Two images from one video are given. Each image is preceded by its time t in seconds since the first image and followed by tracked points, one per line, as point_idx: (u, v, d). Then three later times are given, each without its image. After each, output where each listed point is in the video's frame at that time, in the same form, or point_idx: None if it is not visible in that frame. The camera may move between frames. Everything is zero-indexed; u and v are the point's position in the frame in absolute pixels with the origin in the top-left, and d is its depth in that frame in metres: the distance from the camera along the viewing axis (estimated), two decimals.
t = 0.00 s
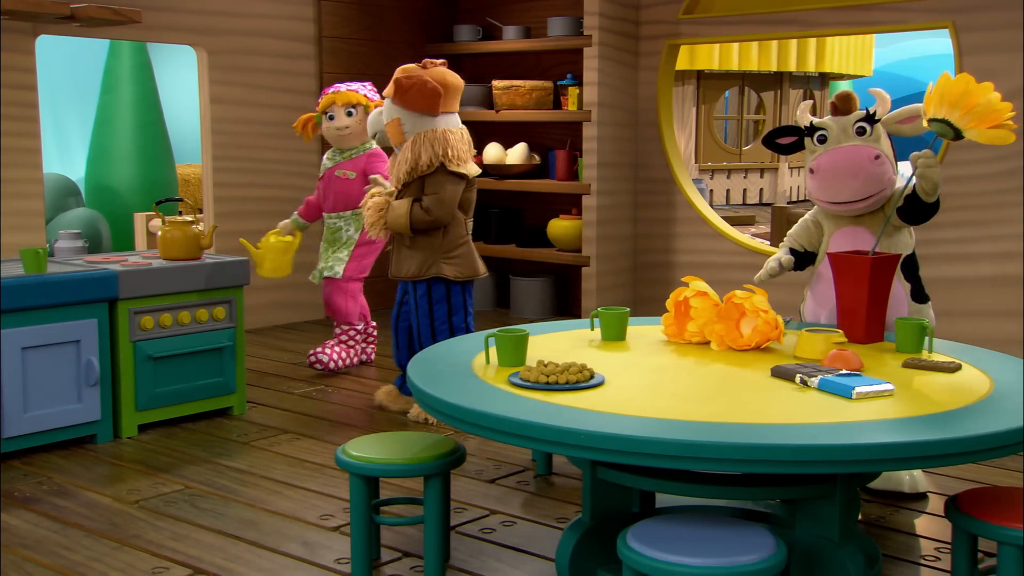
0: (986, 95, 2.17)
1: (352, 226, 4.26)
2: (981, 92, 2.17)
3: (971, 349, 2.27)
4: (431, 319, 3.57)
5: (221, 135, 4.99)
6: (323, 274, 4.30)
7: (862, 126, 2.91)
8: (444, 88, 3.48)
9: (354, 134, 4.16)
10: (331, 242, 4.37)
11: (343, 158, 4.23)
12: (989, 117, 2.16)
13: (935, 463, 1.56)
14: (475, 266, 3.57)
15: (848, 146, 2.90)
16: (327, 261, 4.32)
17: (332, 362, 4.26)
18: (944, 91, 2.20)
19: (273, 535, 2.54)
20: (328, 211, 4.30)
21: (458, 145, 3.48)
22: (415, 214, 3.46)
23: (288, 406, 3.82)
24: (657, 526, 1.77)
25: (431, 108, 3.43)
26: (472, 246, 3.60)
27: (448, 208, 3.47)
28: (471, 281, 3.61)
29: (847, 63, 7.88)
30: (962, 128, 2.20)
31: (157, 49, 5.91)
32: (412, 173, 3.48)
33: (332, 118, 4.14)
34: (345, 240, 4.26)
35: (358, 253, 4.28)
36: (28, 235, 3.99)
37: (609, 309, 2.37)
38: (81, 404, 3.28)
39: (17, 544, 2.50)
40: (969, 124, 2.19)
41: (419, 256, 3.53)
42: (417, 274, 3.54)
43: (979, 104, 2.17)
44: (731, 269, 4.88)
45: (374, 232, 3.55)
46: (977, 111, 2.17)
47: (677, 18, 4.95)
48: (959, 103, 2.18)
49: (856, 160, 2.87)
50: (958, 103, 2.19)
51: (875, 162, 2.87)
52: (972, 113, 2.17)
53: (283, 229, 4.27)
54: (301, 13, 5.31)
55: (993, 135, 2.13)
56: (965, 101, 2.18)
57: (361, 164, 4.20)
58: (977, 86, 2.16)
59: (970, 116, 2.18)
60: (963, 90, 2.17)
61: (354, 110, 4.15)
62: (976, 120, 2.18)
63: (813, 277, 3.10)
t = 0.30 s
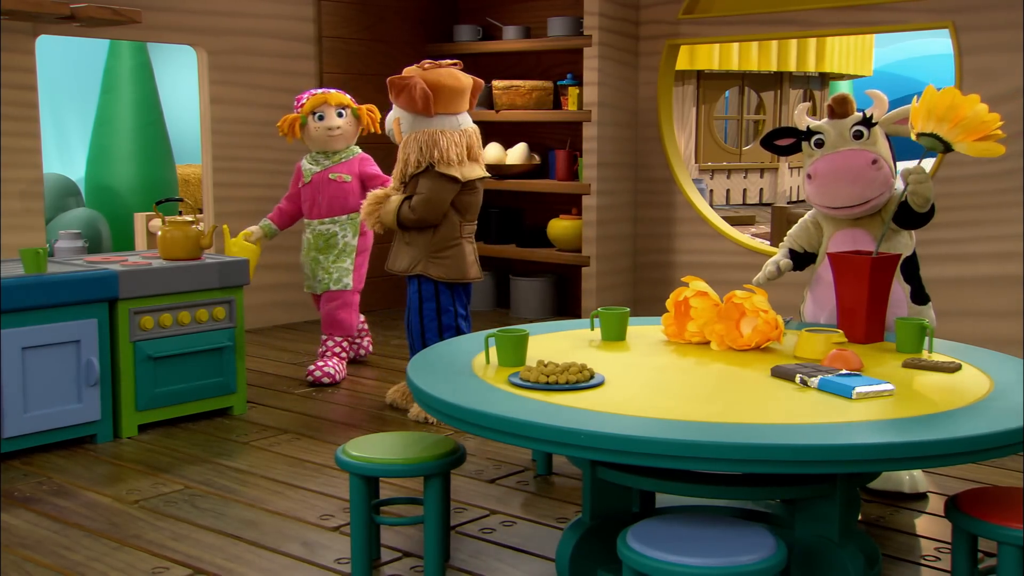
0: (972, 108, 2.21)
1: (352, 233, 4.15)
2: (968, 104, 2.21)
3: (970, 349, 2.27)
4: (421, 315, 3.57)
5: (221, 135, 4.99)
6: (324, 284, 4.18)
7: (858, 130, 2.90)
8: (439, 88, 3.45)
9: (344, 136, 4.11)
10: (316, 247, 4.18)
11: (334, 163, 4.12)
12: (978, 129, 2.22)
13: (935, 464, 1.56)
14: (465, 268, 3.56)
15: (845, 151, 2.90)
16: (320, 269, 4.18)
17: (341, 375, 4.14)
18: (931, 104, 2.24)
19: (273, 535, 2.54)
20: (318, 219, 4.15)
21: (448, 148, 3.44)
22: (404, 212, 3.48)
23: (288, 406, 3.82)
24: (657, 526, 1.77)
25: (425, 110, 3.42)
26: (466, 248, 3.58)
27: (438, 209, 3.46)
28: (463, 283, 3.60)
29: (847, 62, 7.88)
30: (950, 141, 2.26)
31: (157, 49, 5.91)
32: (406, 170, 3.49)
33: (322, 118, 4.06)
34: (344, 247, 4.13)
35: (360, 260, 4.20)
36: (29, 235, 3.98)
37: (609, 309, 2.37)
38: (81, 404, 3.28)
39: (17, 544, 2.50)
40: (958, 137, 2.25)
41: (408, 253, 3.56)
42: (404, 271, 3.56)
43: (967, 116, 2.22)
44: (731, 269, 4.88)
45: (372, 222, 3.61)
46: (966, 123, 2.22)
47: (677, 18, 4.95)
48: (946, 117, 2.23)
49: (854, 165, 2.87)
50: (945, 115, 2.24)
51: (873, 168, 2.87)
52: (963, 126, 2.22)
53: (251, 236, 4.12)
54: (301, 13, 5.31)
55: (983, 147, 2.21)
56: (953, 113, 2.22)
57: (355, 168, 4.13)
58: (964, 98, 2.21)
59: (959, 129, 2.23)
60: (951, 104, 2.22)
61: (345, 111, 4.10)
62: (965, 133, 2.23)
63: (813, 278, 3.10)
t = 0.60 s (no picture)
0: (972, 128, 2.21)
1: (350, 229, 4.08)
2: (968, 124, 2.21)
3: (970, 349, 2.27)
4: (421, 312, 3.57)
5: (221, 135, 4.99)
6: (316, 280, 4.06)
7: (858, 133, 2.91)
8: (442, 90, 3.43)
9: (340, 132, 4.07)
10: (306, 241, 4.05)
11: (331, 157, 4.06)
12: (976, 149, 2.23)
13: (935, 464, 1.56)
14: (465, 268, 3.57)
15: (844, 153, 2.91)
16: (309, 265, 4.05)
17: (342, 376, 4.15)
18: (931, 121, 2.25)
19: (273, 535, 2.54)
20: (315, 214, 4.03)
21: (451, 148, 3.44)
22: (405, 210, 3.49)
23: (288, 406, 3.82)
24: (657, 526, 1.77)
25: (429, 111, 3.43)
26: (466, 248, 3.58)
27: (439, 207, 3.47)
28: (463, 282, 3.60)
29: (846, 63, 7.88)
30: (948, 160, 2.26)
31: (157, 49, 5.91)
32: (408, 169, 3.50)
33: (320, 115, 3.99)
34: (344, 243, 4.06)
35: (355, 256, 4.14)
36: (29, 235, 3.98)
37: (609, 309, 2.37)
38: (81, 404, 3.28)
39: (17, 544, 2.50)
40: (956, 157, 2.25)
41: (408, 252, 3.56)
42: (403, 269, 3.57)
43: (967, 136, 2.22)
44: (731, 269, 4.88)
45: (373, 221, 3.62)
46: (964, 143, 2.23)
47: (677, 18, 4.95)
48: (946, 136, 2.24)
49: (854, 168, 2.87)
50: (944, 135, 2.24)
51: (874, 170, 2.88)
52: (961, 146, 2.23)
53: (257, 239, 3.97)
54: (301, 13, 5.31)
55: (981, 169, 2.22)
56: (953, 133, 2.22)
57: (351, 162, 4.09)
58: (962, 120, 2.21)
59: (957, 150, 2.24)
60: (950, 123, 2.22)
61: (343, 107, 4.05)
62: (962, 153, 2.24)
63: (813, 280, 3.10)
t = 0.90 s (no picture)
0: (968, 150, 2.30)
1: (344, 231, 4.09)
2: (964, 146, 2.30)
3: (970, 349, 2.28)
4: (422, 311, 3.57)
5: (221, 135, 4.99)
6: (311, 284, 4.06)
7: (858, 135, 2.91)
8: (451, 92, 3.46)
9: (332, 130, 4.05)
10: (300, 244, 4.02)
11: (326, 157, 4.04)
12: (968, 171, 2.31)
13: (935, 464, 1.56)
14: (472, 269, 3.57)
15: (844, 156, 2.91)
16: (305, 268, 4.04)
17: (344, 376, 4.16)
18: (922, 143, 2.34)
19: (273, 535, 2.54)
20: (312, 215, 4.01)
21: (461, 149, 3.45)
22: (417, 214, 3.48)
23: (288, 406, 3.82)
24: (656, 526, 1.77)
25: (439, 113, 3.42)
26: (473, 250, 3.60)
27: (450, 209, 3.47)
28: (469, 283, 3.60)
29: (846, 62, 7.87)
30: (942, 179, 2.35)
31: (157, 49, 5.91)
32: (419, 173, 3.47)
33: (316, 110, 3.97)
34: (337, 246, 4.07)
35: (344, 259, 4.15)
36: (28, 234, 3.99)
37: (608, 309, 2.37)
38: (81, 404, 3.28)
39: (17, 544, 2.50)
40: (949, 176, 2.34)
41: (415, 254, 3.56)
42: (409, 273, 3.56)
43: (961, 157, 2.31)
44: (731, 269, 4.88)
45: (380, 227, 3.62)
46: (958, 165, 2.31)
47: (677, 18, 4.95)
48: (937, 157, 2.33)
49: (854, 171, 2.87)
50: (936, 156, 2.34)
51: (875, 172, 2.87)
52: (954, 167, 2.32)
53: (259, 243, 3.93)
54: (301, 13, 5.31)
55: (973, 189, 2.31)
56: (946, 155, 2.32)
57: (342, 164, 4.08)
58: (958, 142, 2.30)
59: (949, 169, 2.33)
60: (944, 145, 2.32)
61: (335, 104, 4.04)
62: (954, 173, 2.33)
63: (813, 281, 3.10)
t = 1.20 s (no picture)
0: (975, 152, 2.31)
1: (343, 230, 4.10)
2: (973, 148, 2.31)
3: (969, 349, 2.28)
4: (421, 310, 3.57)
5: (221, 135, 4.99)
6: (314, 285, 4.06)
7: (859, 135, 2.91)
8: (450, 90, 3.46)
9: (326, 129, 4.05)
10: (301, 245, 4.02)
11: (321, 157, 4.04)
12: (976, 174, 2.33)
13: (934, 464, 1.56)
14: (469, 267, 3.58)
15: (846, 156, 2.91)
16: (307, 270, 4.04)
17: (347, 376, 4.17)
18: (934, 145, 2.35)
19: (273, 535, 2.54)
20: (312, 217, 4.01)
21: (461, 147, 3.46)
22: (418, 209, 3.46)
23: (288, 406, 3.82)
24: (657, 526, 1.77)
25: (438, 111, 3.42)
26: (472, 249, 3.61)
27: (451, 205, 3.47)
28: (466, 282, 3.61)
29: (846, 62, 7.87)
30: (947, 182, 2.36)
31: (157, 49, 5.91)
32: (418, 171, 3.47)
33: (311, 110, 3.97)
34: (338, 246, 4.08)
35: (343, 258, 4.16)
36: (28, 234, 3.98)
37: (608, 309, 2.37)
38: (81, 404, 3.28)
39: (17, 544, 2.50)
40: (956, 180, 2.35)
41: (412, 250, 3.55)
42: (407, 267, 3.55)
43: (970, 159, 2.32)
44: (731, 269, 4.87)
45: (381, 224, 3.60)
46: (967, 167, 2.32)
47: (677, 18, 4.95)
48: (946, 159, 2.34)
49: (855, 171, 2.87)
50: (943, 158, 2.35)
51: (875, 173, 2.87)
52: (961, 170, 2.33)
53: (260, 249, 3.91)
54: (301, 13, 5.31)
55: (979, 194, 2.32)
56: (955, 156, 2.32)
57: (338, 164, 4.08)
58: (968, 144, 2.31)
59: (957, 172, 2.34)
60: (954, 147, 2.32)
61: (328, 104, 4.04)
62: (961, 176, 2.34)
63: (813, 283, 3.11)
